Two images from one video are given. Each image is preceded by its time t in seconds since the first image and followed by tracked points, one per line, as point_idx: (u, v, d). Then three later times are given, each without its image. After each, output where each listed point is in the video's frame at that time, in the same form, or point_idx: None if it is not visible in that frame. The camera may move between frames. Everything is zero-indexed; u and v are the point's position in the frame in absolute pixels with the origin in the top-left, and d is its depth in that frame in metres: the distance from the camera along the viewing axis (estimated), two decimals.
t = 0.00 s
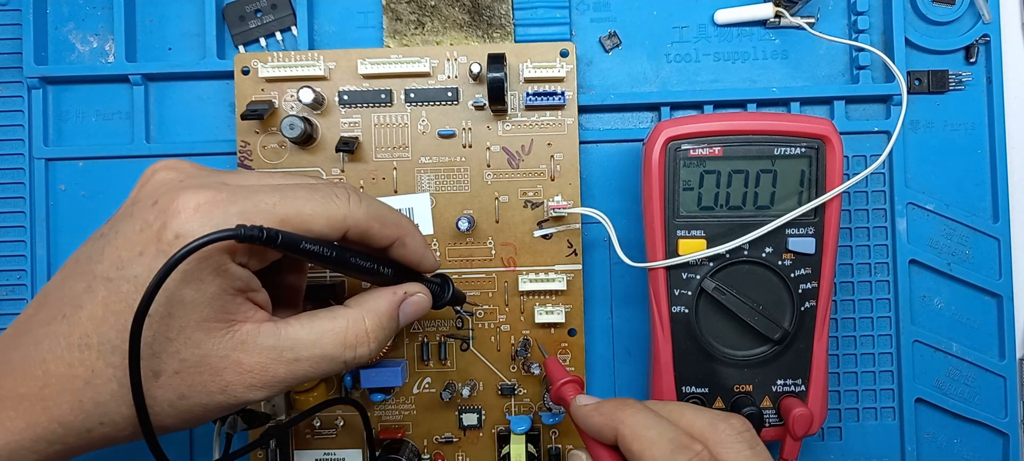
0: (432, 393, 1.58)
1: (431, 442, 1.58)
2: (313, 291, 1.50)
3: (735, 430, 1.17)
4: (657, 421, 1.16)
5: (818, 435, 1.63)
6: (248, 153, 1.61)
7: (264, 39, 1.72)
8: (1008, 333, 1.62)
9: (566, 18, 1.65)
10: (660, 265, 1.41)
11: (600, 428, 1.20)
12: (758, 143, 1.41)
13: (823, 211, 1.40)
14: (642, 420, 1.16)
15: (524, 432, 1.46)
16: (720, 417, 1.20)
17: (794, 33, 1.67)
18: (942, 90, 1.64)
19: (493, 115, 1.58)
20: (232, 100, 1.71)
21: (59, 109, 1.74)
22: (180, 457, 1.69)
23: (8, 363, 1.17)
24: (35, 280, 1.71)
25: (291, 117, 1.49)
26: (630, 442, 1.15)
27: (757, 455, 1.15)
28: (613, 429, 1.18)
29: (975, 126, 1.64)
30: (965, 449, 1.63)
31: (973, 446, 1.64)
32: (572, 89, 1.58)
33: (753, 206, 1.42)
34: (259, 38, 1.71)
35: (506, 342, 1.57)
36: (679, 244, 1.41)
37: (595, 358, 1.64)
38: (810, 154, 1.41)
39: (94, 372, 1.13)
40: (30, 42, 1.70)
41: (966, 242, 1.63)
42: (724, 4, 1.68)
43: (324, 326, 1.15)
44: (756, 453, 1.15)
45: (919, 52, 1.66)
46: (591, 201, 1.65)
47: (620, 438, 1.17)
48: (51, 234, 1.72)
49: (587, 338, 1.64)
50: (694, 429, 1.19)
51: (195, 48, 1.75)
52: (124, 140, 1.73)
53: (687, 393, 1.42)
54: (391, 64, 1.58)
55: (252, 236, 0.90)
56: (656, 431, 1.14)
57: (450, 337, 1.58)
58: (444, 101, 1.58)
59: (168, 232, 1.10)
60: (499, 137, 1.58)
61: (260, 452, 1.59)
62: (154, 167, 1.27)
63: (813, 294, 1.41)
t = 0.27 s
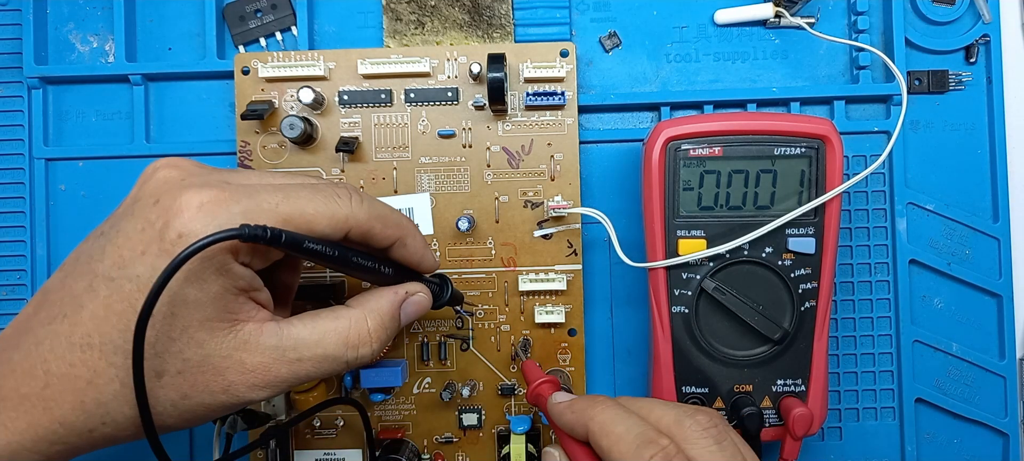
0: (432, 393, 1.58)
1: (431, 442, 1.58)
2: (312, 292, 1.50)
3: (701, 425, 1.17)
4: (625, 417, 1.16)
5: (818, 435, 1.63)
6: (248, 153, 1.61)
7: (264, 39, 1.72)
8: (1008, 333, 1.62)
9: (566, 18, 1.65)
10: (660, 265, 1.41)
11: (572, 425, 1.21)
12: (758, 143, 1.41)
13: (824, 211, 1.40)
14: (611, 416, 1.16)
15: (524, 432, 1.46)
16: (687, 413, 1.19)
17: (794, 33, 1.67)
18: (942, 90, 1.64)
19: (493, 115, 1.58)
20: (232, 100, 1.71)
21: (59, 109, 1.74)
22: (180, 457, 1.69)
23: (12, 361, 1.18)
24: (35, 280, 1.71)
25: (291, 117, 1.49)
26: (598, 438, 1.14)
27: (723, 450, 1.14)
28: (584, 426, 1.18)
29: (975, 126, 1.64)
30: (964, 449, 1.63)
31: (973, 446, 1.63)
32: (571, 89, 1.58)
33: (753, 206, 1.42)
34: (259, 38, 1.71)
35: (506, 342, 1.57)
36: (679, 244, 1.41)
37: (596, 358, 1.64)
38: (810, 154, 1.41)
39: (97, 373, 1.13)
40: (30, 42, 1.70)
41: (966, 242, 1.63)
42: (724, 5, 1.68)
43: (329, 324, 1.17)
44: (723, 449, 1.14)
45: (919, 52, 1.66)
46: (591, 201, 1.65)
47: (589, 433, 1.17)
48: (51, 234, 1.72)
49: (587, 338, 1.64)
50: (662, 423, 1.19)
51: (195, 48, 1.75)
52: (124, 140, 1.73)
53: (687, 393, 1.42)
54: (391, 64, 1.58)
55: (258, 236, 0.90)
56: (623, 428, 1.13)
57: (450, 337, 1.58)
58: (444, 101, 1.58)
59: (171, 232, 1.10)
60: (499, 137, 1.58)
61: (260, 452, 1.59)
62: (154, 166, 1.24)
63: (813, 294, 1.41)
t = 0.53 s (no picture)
0: (432, 393, 1.58)
1: (431, 442, 1.58)
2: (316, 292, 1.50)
3: (701, 425, 1.16)
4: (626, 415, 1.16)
5: (817, 435, 1.63)
6: (248, 153, 1.61)
7: (264, 39, 1.72)
8: (1008, 332, 1.62)
9: (566, 18, 1.65)
10: (660, 265, 1.41)
11: (572, 422, 1.21)
12: (757, 143, 1.41)
13: (823, 211, 1.40)
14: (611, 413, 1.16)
15: (524, 432, 1.46)
16: (687, 411, 1.19)
17: (794, 33, 1.67)
18: (942, 90, 1.64)
19: (493, 115, 1.58)
20: (232, 100, 1.71)
21: (59, 109, 1.74)
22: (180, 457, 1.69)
23: (39, 367, 1.15)
24: (35, 281, 1.71)
25: (292, 117, 1.49)
26: (598, 436, 1.15)
27: (723, 449, 1.14)
28: (584, 423, 1.19)
29: (975, 126, 1.64)
30: (964, 449, 1.63)
31: (973, 446, 1.64)
32: (572, 89, 1.58)
33: (753, 206, 1.42)
34: (259, 38, 1.71)
35: (506, 342, 1.57)
36: (679, 244, 1.41)
37: (595, 358, 1.64)
38: (810, 154, 1.41)
39: (125, 378, 1.12)
40: (30, 42, 1.70)
41: (966, 242, 1.63)
42: (724, 5, 1.68)
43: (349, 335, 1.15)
44: (722, 448, 1.14)
45: (919, 52, 1.66)
46: (590, 201, 1.65)
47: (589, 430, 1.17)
48: (51, 234, 1.72)
49: (587, 338, 1.64)
50: (662, 421, 1.19)
51: (194, 48, 1.75)
52: (124, 140, 1.74)
53: (687, 393, 1.42)
54: (391, 64, 1.58)
55: (286, 246, 0.90)
56: (622, 425, 1.14)
57: (450, 337, 1.58)
58: (444, 101, 1.58)
59: (202, 241, 1.10)
60: (499, 137, 1.58)
61: (260, 452, 1.59)
62: (182, 175, 1.22)
63: (813, 294, 1.41)
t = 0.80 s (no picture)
0: (432, 393, 1.58)
1: (431, 442, 1.57)
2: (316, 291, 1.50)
3: (704, 429, 1.17)
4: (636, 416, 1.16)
5: (818, 435, 1.63)
6: (248, 153, 1.61)
7: (264, 39, 1.72)
8: (1008, 332, 1.62)
9: (566, 18, 1.65)
10: (660, 265, 1.41)
11: (584, 428, 1.20)
12: (757, 143, 1.41)
13: (823, 211, 1.40)
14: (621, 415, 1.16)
15: (524, 432, 1.46)
16: (689, 415, 1.19)
17: (794, 33, 1.67)
18: (942, 90, 1.64)
19: (493, 115, 1.59)
20: (232, 100, 1.71)
21: (58, 109, 1.74)
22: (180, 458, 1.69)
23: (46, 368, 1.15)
24: (35, 281, 1.71)
25: (292, 117, 1.49)
26: (611, 438, 1.14)
27: (728, 453, 1.14)
28: (596, 427, 1.19)
29: (975, 126, 1.64)
30: (965, 449, 1.63)
31: (973, 446, 1.63)
32: (571, 89, 1.58)
33: (753, 207, 1.42)
34: (259, 38, 1.71)
35: (506, 342, 1.57)
36: (679, 244, 1.41)
37: (596, 358, 1.64)
38: (810, 154, 1.41)
39: (134, 379, 1.12)
40: (30, 42, 1.70)
41: (966, 242, 1.63)
42: (724, 5, 1.68)
43: (353, 337, 1.16)
44: (728, 452, 1.14)
45: (919, 52, 1.66)
46: (590, 201, 1.65)
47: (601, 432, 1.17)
48: (51, 234, 1.72)
49: (587, 338, 1.64)
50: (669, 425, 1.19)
51: (194, 48, 1.75)
52: (124, 140, 1.74)
53: (687, 393, 1.42)
54: (391, 64, 1.58)
55: (291, 247, 0.92)
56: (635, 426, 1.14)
57: (450, 337, 1.58)
58: (444, 101, 1.58)
59: (210, 243, 1.10)
60: (499, 137, 1.58)
61: (260, 452, 1.59)
62: (190, 178, 1.23)
63: (813, 294, 1.41)
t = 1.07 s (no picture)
0: (432, 393, 1.58)
1: (431, 442, 1.57)
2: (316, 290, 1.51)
3: (704, 420, 1.17)
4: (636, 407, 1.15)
5: (818, 435, 1.63)
6: (248, 153, 1.61)
7: (264, 39, 1.72)
8: (1008, 332, 1.62)
9: (566, 18, 1.65)
10: (660, 265, 1.41)
11: (582, 415, 1.20)
12: (757, 143, 1.41)
13: (823, 211, 1.40)
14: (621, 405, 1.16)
15: (524, 432, 1.46)
16: (690, 406, 1.19)
17: (794, 33, 1.67)
18: (942, 90, 1.64)
19: (493, 115, 1.58)
20: (232, 100, 1.71)
21: (58, 109, 1.74)
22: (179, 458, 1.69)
23: (46, 368, 1.15)
24: (35, 280, 1.71)
25: (291, 117, 1.49)
26: (608, 428, 1.14)
27: (727, 445, 1.14)
28: (594, 416, 1.18)
29: (975, 125, 1.64)
30: (965, 449, 1.63)
31: (973, 446, 1.64)
32: (572, 89, 1.58)
33: (753, 206, 1.42)
34: (259, 38, 1.71)
35: (506, 342, 1.57)
36: (679, 244, 1.41)
37: (596, 358, 1.64)
38: (810, 154, 1.41)
39: (135, 380, 1.11)
40: (30, 42, 1.70)
41: (966, 242, 1.63)
42: (724, 5, 1.69)
43: (355, 335, 1.16)
44: (727, 444, 1.14)
45: (919, 52, 1.66)
46: (590, 201, 1.65)
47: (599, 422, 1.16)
48: (51, 234, 1.72)
49: (587, 338, 1.64)
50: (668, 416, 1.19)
51: (195, 48, 1.75)
52: (124, 140, 1.74)
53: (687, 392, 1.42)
54: (391, 64, 1.58)
55: (292, 247, 0.90)
56: (634, 417, 1.13)
57: (450, 337, 1.58)
58: (444, 101, 1.58)
59: (210, 243, 1.09)
60: (499, 137, 1.58)
61: (260, 452, 1.59)
62: (188, 177, 1.21)
63: (813, 294, 1.41)
